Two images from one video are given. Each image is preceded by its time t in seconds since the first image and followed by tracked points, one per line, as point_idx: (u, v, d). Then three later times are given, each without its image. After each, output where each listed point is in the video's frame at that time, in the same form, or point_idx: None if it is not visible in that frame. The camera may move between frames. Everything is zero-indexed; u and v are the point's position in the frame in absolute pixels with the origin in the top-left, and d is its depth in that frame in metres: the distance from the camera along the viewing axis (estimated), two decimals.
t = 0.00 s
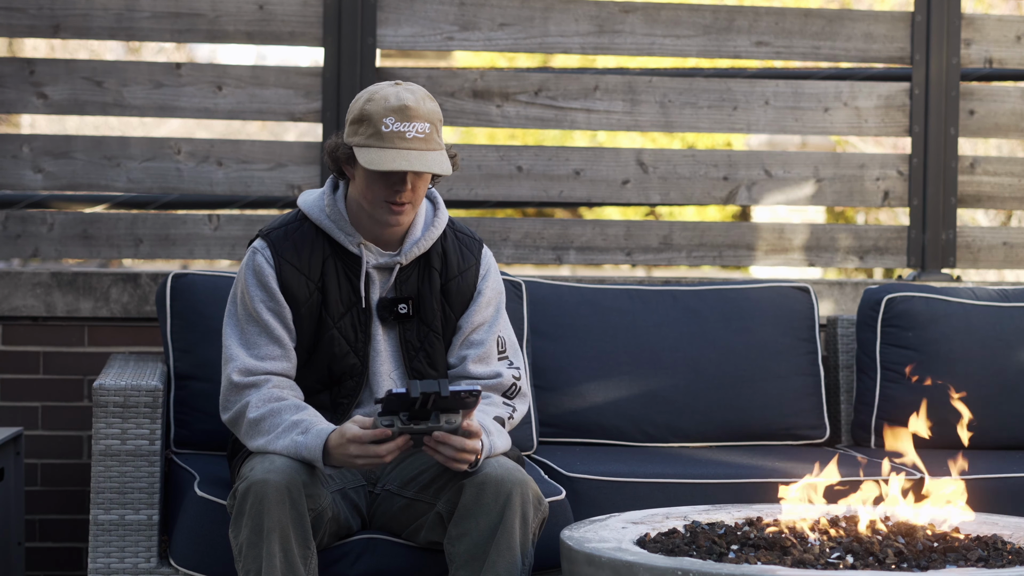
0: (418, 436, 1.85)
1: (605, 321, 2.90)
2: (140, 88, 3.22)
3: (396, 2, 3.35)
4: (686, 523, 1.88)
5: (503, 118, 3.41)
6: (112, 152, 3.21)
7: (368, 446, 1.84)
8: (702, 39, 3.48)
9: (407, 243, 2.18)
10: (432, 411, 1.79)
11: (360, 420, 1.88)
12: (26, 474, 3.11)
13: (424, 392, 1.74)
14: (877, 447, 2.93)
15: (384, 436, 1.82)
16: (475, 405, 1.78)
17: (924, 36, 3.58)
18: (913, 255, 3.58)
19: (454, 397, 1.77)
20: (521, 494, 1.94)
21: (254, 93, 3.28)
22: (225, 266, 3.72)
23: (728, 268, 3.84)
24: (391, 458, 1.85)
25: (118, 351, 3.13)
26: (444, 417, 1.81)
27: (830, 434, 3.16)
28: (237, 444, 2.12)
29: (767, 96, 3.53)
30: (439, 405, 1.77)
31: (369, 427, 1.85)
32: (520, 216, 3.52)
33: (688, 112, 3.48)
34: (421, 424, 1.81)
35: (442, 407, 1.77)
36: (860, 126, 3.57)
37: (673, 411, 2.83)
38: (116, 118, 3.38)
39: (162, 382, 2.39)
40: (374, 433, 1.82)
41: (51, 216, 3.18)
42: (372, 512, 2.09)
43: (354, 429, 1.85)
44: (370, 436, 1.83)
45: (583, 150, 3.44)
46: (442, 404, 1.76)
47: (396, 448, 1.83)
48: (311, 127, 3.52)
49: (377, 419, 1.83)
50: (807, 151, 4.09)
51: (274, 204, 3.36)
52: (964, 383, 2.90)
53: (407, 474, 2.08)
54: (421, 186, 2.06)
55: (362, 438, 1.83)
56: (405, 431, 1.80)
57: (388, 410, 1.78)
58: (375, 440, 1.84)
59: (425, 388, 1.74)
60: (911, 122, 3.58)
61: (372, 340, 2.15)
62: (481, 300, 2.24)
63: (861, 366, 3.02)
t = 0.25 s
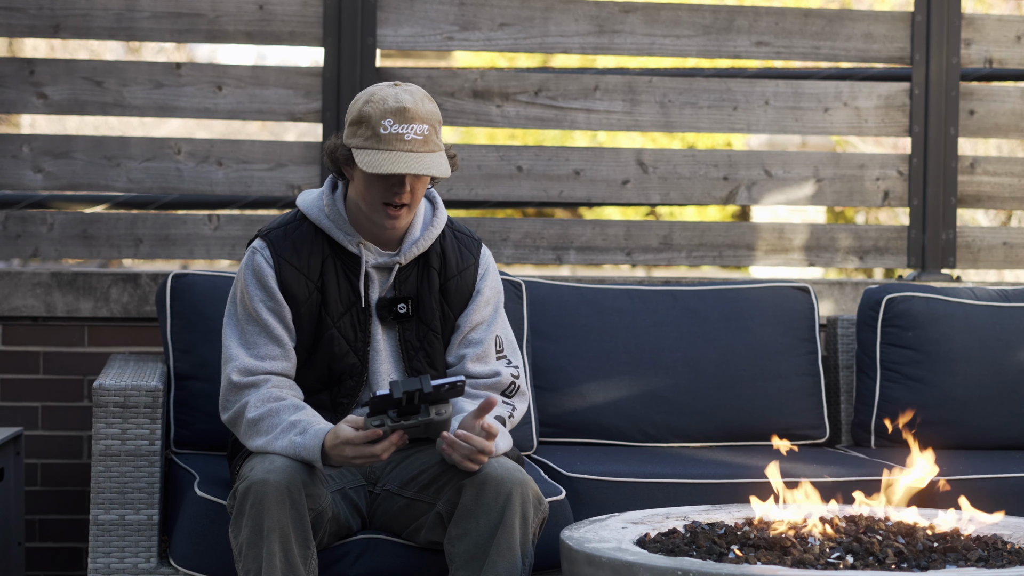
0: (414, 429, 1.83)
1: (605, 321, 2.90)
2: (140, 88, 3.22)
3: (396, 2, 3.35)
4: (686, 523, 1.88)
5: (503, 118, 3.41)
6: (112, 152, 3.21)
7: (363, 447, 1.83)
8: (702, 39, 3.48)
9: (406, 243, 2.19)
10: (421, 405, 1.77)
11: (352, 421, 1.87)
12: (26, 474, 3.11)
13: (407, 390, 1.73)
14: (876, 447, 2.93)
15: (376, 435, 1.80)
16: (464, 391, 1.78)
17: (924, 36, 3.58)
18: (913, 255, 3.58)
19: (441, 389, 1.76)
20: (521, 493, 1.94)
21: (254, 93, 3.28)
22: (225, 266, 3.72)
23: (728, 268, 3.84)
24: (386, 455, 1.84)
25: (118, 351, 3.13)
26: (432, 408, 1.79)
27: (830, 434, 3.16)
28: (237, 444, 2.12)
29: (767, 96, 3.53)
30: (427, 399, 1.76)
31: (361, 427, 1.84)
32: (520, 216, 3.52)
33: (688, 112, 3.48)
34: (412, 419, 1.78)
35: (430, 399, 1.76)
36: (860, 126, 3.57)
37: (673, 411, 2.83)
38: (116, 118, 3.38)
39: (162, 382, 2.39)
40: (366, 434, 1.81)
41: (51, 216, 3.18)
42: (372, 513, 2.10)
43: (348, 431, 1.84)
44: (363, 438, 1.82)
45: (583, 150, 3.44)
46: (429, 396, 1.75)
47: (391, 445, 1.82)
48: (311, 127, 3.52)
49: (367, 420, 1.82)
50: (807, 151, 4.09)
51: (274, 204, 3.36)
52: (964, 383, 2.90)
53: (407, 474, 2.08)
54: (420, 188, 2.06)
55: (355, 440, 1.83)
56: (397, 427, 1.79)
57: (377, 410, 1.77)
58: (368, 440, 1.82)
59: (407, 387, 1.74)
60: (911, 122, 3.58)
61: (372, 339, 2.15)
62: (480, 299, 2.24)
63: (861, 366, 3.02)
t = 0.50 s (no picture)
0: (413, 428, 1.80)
1: (605, 321, 2.90)
2: (140, 88, 3.22)
3: (396, 2, 3.35)
4: (686, 523, 1.88)
5: (503, 118, 3.40)
6: (112, 152, 3.21)
7: (363, 444, 1.82)
8: (702, 39, 3.48)
9: (405, 243, 2.19)
10: (418, 403, 1.74)
11: (348, 420, 1.86)
12: (26, 474, 3.11)
13: (400, 389, 1.72)
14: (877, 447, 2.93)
15: (374, 433, 1.79)
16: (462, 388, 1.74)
17: (924, 36, 3.57)
18: (913, 255, 3.57)
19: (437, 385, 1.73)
20: (521, 494, 1.94)
21: (254, 93, 3.28)
22: (225, 267, 3.72)
23: (728, 268, 3.84)
24: (388, 451, 1.82)
25: (118, 351, 3.13)
26: (430, 405, 1.75)
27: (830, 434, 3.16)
28: (237, 444, 2.12)
29: (767, 97, 3.53)
30: (423, 396, 1.73)
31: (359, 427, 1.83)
32: (520, 216, 3.52)
33: (688, 112, 3.48)
34: (409, 417, 1.75)
35: (425, 397, 1.73)
36: (861, 126, 3.56)
37: (673, 411, 2.83)
38: (116, 118, 3.38)
39: (162, 382, 2.39)
40: (364, 433, 1.79)
41: (51, 216, 3.18)
42: (372, 513, 2.10)
43: (346, 431, 1.83)
44: (361, 436, 1.81)
45: (583, 150, 3.44)
46: (425, 394, 1.73)
47: (391, 442, 1.81)
48: (311, 127, 3.52)
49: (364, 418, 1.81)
50: (807, 151, 4.09)
51: (274, 204, 3.36)
52: (964, 383, 2.90)
53: (406, 475, 2.08)
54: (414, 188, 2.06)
55: (353, 440, 1.81)
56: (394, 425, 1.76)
57: (373, 408, 1.75)
58: (367, 438, 1.81)
59: (401, 386, 1.73)
60: (912, 122, 3.58)
61: (371, 339, 2.15)
62: (479, 298, 2.24)
63: (861, 366, 3.02)
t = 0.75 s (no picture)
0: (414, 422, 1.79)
1: (605, 321, 2.90)
2: (140, 88, 3.22)
3: (396, 2, 3.35)
4: (686, 523, 1.88)
5: (503, 118, 3.41)
6: (112, 152, 3.21)
7: (364, 439, 1.82)
8: (702, 39, 3.48)
9: (404, 242, 2.19)
10: (418, 395, 1.74)
11: (348, 415, 1.85)
12: (26, 474, 3.11)
13: (400, 377, 1.72)
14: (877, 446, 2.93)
15: (374, 426, 1.78)
16: (461, 380, 1.76)
17: (924, 36, 3.57)
18: (913, 255, 3.58)
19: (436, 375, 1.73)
20: (520, 493, 1.94)
21: (254, 93, 3.28)
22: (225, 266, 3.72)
23: (728, 268, 3.84)
24: (388, 445, 1.83)
25: (118, 351, 3.13)
26: (430, 398, 1.75)
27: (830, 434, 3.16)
28: (238, 444, 2.12)
29: (767, 97, 3.53)
30: (422, 387, 1.73)
31: (358, 422, 1.83)
32: (520, 216, 3.52)
33: (688, 112, 3.48)
34: (409, 410, 1.75)
35: (425, 389, 1.74)
36: (860, 126, 3.57)
37: (673, 411, 2.83)
38: (116, 118, 3.38)
39: (162, 382, 2.39)
40: (365, 427, 1.79)
41: (51, 216, 3.18)
42: (372, 513, 2.10)
43: (345, 427, 1.83)
44: (361, 431, 1.81)
45: (583, 150, 3.44)
46: (424, 385, 1.73)
47: (392, 436, 1.81)
48: (311, 127, 3.52)
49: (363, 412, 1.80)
50: (807, 151, 4.09)
51: (274, 204, 3.36)
52: (964, 383, 2.90)
53: (406, 474, 2.09)
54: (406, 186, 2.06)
55: (353, 434, 1.81)
56: (393, 418, 1.75)
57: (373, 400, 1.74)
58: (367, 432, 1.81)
59: (400, 375, 1.73)
60: (911, 122, 3.58)
61: (372, 338, 2.15)
62: (478, 296, 2.24)
63: (861, 366, 3.02)
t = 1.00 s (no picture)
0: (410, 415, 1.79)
1: (605, 321, 2.90)
2: (140, 88, 3.22)
3: (396, 2, 3.35)
4: (686, 523, 1.88)
5: (503, 118, 3.41)
6: (112, 153, 3.21)
7: (361, 436, 1.82)
8: (702, 39, 3.48)
9: (404, 240, 2.19)
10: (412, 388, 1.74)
11: (344, 412, 1.84)
12: (26, 474, 3.11)
13: (393, 371, 1.72)
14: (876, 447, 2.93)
15: (370, 422, 1.78)
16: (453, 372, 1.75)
17: (924, 36, 3.57)
18: (913, 255, 3.57)
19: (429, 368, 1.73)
20: (520, 493, 1.94)
21: (254, 93, 3.28)
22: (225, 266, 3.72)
23: (728, 268, 3.85)
24: (385, 441, 1.82)
25: (118, 351, 3.13)
26: (424, 392, 1.76)
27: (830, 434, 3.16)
28: (237, 444, 2.12)
29: (767, 97, 3.53)
30: (416, 380, 1.73)
31: (355, 418, 1.82)
32: (520, 216, 3.52)
33: (688, 112, 3.48)
34: (404, 405, 1.76)
35: (419, 383, 1.74)
36: (860, 126, 3.57)
37: (673, 411, 2.83)
38: (116, 118, 3.38)
39: (162, 382, 2.39)
40: (360, 424, 1.79)
41: (51, 216, 3.18)
42: (372, 513, 2.10)
43: (342, 424, 1.82)
44: (357, 428, 1.80)
45: (583, 150, 3.44)
46: (418, 379, 1.73)
47: (388, 431, 1.81)
48: (311, 127, 3.52)
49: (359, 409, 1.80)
50: (807, 151, 4.09)
51: (274, 204, 3.36)
52: (964, 383, 2.90)
53: (406, 475, 2.09)
54: (400, 157, 2.13)
55: (350, 432, 1.81)
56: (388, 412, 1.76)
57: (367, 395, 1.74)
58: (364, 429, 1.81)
59: (393, 368, 1.72)
60: (911, 122, 3.58)
61: (371, 336, 2.15)
62: (478, 297, 2.24)
63: (861, 366, 3.02)
